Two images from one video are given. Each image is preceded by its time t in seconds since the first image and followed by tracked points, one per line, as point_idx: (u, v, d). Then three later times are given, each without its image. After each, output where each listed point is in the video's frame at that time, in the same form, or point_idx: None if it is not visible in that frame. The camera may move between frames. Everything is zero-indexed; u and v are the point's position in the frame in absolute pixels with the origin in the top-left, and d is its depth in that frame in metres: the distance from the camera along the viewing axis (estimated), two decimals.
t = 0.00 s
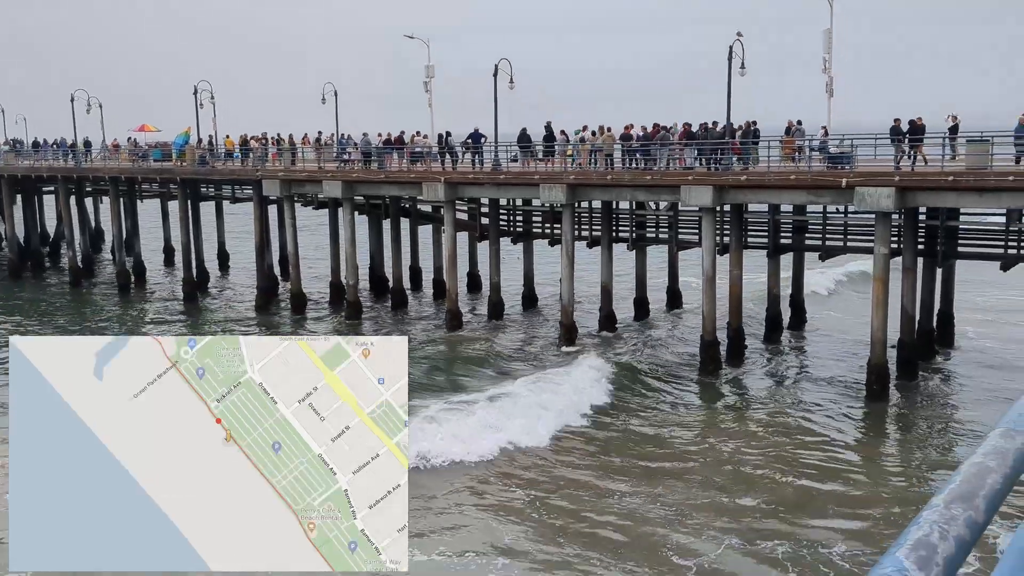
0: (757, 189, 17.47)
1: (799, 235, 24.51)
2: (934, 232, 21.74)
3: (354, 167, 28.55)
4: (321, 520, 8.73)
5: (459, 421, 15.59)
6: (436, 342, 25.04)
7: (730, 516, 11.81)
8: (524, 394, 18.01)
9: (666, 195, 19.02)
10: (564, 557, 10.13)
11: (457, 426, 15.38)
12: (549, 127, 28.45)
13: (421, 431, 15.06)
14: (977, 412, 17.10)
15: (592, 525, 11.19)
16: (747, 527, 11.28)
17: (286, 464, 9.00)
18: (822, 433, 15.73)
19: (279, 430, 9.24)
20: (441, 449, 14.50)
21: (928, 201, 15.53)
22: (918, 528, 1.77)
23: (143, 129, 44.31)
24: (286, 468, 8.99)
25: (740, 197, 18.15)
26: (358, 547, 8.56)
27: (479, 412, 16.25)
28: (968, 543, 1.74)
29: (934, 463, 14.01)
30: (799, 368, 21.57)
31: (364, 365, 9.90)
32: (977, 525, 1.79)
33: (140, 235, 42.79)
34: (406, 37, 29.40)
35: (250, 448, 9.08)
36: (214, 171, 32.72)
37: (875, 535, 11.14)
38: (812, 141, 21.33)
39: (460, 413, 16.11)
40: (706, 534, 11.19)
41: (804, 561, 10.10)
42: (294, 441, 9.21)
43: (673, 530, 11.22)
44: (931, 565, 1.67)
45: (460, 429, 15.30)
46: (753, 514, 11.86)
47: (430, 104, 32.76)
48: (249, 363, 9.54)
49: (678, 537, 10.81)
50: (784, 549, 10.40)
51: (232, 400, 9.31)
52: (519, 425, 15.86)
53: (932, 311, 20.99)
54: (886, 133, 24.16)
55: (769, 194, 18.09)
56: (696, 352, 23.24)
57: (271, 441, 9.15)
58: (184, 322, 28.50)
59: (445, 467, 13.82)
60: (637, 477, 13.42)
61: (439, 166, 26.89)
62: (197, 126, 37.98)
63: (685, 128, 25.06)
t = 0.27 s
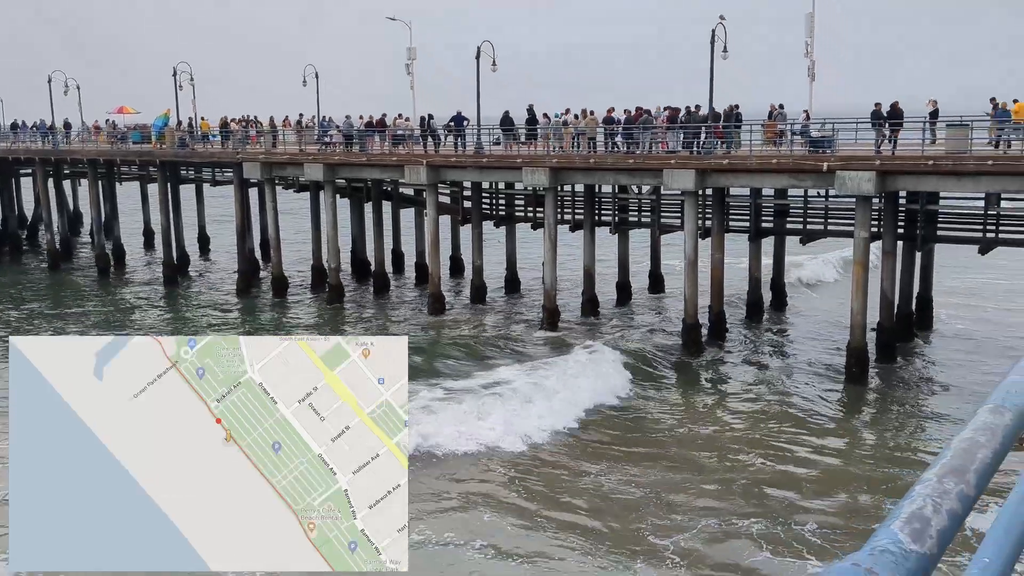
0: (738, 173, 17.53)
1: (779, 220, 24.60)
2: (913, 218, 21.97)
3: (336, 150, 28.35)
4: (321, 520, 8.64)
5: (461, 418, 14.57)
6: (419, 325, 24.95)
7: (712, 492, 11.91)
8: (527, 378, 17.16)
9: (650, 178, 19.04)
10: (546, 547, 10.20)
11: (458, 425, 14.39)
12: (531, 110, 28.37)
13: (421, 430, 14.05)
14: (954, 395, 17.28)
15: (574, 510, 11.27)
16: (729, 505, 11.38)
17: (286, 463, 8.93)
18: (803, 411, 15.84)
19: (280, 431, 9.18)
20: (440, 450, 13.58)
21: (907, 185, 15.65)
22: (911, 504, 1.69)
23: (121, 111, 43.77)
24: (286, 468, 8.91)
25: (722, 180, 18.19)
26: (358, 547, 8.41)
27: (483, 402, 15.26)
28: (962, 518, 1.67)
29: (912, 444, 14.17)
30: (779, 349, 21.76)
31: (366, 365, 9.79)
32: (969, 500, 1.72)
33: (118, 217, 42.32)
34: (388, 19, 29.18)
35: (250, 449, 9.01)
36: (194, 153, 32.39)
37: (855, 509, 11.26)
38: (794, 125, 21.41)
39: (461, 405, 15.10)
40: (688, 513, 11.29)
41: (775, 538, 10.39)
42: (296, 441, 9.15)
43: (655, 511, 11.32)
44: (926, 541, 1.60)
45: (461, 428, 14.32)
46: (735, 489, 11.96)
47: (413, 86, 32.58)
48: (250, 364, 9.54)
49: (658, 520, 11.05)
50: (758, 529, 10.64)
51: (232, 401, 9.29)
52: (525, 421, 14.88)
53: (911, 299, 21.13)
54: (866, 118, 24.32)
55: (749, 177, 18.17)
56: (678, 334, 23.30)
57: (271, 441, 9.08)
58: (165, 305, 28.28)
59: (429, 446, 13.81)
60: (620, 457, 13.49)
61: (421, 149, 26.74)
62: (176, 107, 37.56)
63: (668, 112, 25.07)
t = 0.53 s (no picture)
0: (719, 159, 17.52)
1: (759, 206, 24.63)
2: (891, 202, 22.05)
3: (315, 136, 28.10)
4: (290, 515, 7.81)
5: (461, 416, 13.67)
6: (399, 311, 24.80)
7: (689, 473, 11.89)
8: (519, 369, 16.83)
9: (631, 164, 18.95)
10: (523, 530, 10.18)
11: (459, 421, 13.48)
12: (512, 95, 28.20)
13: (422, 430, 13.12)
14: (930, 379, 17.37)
15: (552, 495, 11.24)
16: (705, 487, 11.37)
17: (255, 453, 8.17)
18: (782, 395, 15.87)
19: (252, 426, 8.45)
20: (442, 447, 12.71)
21: (886, 171, 15.71)
22: (899, 483, 1.62)
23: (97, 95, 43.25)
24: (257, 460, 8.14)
25: (703, 167, 18.12)
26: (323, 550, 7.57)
27: (481, 399, 14.45)
28: (953, 499, 1.58)
29: (888, 426, 14.21)
30: (758, 334, 21.98)
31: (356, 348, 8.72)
32: (958, 480, 1.65)
33: (96, 202, 41.81)
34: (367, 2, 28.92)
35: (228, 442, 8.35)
36: (173, 138, 31.97)
37: (831, 491, 11.29)
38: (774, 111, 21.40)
39: (460, 404, 14.21)
40: (663, 494, 11.27)
41: (748, 517, 10.53)
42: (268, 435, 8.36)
43: (632, 494, 11.30)
44: (916, 519, 1.52)
45: (463, 425, 13.40)
46: (711, 471, 11.96)
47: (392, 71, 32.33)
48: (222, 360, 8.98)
49: (638, 500, 11.09)
50: (733, 509, 10.75)
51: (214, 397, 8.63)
52: (527, 414, 14.05)
53: (887, 284, 21.28)
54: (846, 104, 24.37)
55: (730, 163, 18.15)
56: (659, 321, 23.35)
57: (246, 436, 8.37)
58: (141, 292, 27.99)
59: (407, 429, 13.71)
60: (599, 436, 13.44)
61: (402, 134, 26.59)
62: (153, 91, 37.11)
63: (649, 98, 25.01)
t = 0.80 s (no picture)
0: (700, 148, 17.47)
1: (739, 194, 24.65)
2: (870, 190, 22.14)
3: (294, 123, 27.84)
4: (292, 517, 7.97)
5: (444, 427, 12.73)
6: (379, 300, 24.67)
7: (666, 458, 11.89)
8: (507, 361, 16.66)
9: (611, 152, 18.90)
10: (501, 516, 10.18)
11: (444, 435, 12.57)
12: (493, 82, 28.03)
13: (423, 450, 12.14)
14: (907, 364, 17.47)
15: (529, 481, 11.23)
16: (682, 472, 11.39)
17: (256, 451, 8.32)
18: (762, 381, 15.92)
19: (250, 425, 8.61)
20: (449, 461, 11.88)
21: (866, 161, 15.73)
22: (882, 465, 1.53)
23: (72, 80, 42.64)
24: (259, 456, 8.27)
25: (684, 155, 18.08)
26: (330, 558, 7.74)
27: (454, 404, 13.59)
28: (937, 482, 1.50)
29: (865, 411, 14.28)
30: (737, 322, 22.04)
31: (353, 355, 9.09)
32: (942, 461, 1.56)
33: (72, 189, 41.27)
34: None
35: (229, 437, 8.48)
36: (150, 125, 31.56)
37: (807, 475, 11.34)
38: (754, 99, 21.41)
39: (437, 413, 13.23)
40: (637, 479, 11.29)
41: (724, 500, 10.63)
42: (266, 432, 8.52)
43: (610, 480, 11.30)
44: (899, 503, 1.44)
45: (454, 438, 12.48)
46: (688, 457, 11.98)
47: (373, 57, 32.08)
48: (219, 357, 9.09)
49: (615, 485, 11.13)
50: (709, 494, 10.82)
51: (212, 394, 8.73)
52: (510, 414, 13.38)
53: (866, 272, 21.38)
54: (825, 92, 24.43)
55: (711, 151, 18.10)
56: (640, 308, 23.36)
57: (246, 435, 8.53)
58: (119, 281, 27.72)
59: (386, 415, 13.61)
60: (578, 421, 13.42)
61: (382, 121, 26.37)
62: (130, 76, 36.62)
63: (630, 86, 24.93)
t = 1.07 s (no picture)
0: (684, 137, 17.45)
1: (722, 183, 24.67)
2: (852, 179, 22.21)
3: (276, 110, 27.63)
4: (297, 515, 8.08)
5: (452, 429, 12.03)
6: (363, 290, 24.58)
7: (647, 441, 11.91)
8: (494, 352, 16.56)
9: (595, 141, 18.85)
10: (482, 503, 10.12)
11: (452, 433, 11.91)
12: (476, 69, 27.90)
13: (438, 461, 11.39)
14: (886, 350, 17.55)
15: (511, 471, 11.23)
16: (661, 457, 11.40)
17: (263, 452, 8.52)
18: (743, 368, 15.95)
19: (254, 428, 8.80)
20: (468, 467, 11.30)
21: (848, 150, 15.76)
22: (862, 450, 1.41)
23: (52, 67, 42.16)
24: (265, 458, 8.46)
25: (668, 144, 18.05)
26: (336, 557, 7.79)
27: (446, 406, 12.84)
28: (924, 466, 1.38)
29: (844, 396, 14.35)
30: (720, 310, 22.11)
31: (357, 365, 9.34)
32: (927, 446, 1.45)
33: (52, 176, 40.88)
34: None
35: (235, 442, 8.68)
36: (130, 112, 31.25)
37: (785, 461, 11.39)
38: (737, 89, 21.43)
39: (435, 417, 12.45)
40: (615, 465, 11.31)
41: (698, 486, 10.65)
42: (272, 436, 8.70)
43: (589, 467, 11.29)
44: (884, 487, 1.32)
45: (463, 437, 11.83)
46: (668, 444, 12.00)
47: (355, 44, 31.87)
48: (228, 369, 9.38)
49: (590, 469, 11.16)
50: (686, 480, 10.83)
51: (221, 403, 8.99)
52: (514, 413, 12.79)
53: (847, 260, 21.46)
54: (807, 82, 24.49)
55: (695, 141, 18.09)
56: (623, 297, 23.37)
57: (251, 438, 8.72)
58: (100, 269, 27.53)
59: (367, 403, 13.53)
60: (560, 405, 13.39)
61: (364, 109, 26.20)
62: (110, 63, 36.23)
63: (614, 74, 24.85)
